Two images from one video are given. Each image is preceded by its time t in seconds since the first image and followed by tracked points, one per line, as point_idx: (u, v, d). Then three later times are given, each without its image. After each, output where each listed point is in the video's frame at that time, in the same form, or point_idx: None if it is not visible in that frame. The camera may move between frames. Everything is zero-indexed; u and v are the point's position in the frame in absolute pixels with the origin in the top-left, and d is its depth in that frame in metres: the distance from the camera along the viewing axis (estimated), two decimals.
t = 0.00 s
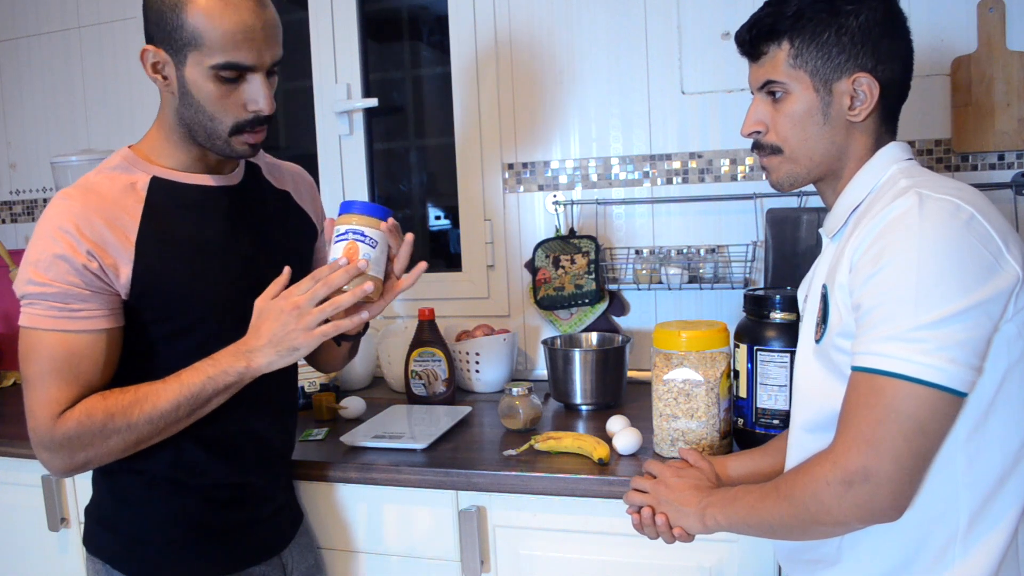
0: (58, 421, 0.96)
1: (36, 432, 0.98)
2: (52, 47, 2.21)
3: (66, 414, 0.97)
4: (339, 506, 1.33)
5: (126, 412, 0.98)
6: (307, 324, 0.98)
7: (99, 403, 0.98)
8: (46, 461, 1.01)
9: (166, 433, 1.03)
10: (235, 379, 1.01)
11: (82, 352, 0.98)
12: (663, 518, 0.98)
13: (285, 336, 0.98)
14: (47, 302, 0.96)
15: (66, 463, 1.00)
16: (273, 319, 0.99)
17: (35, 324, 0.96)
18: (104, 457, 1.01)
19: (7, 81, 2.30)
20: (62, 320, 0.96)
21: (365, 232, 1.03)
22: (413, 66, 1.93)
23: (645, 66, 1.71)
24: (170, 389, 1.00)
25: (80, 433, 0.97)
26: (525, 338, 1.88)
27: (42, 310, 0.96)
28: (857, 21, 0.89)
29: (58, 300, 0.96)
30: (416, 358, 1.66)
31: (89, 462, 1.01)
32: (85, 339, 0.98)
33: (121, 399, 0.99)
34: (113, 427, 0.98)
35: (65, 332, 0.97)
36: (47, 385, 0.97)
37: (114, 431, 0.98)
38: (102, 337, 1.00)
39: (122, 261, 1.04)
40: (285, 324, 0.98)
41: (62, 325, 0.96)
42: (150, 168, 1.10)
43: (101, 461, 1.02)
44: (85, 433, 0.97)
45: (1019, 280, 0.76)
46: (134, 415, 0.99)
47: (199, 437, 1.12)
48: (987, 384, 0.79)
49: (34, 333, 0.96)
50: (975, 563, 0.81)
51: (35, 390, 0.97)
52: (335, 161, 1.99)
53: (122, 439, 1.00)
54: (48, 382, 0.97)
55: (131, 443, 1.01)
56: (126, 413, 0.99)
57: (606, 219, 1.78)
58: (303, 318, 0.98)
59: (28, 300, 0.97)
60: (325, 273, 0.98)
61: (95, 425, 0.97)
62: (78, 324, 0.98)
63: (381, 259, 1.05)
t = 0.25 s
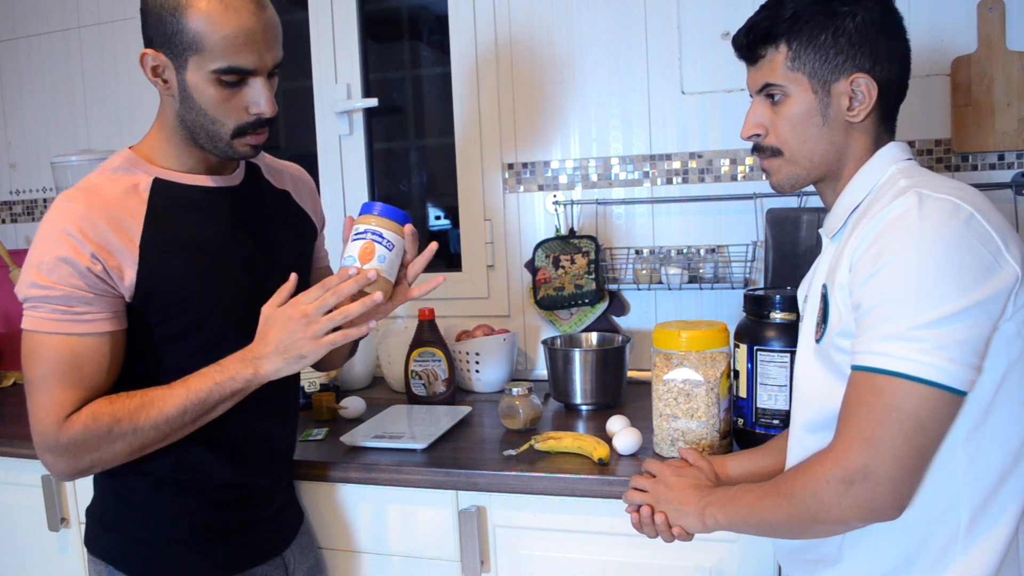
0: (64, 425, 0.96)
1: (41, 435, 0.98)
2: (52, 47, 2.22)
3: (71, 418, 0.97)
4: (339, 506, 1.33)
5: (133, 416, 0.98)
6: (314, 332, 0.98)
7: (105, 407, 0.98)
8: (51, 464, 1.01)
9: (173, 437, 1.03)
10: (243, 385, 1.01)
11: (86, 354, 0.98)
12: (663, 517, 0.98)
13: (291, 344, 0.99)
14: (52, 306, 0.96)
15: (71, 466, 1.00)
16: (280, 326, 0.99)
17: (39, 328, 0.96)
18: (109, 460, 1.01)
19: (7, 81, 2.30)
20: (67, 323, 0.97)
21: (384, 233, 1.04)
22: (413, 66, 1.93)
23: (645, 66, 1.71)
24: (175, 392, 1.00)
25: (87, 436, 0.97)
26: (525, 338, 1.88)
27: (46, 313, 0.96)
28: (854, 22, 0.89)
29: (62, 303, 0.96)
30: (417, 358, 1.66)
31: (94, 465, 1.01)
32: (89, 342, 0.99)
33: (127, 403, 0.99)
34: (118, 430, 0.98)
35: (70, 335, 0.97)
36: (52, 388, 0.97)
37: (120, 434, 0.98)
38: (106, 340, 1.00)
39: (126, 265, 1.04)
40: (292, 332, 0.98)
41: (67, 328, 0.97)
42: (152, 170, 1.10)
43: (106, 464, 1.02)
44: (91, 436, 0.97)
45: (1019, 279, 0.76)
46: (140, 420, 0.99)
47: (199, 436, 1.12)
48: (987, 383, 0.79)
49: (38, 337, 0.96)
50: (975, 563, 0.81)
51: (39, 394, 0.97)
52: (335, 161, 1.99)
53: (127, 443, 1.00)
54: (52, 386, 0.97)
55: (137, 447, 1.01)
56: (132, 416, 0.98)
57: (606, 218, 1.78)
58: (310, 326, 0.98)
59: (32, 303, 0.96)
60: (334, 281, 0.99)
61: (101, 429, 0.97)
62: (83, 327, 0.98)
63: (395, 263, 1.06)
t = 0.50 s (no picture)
0: (66, 424, 0.96)
1: (46, 435, 0.98)
2: (52, 47, 2.22)
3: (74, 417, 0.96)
4: (339, 506, 1.33)
5: (135, 413, 0.98)
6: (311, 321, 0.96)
7: (107, 404, 0.97)
8: (57, 464, 1.01)
9: (177, 433, 1.03)
10: (241, 380, 1.00)
11: (92, 355, 0.98)
12: (663, 517, 0.98)
13: (289, 335, 0.97)
14: (57, 307, 0.96)
15: (77, 465, 1.00)
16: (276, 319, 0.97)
17: (44, 328, 0.96)
18: (114, 458, 1.01)
19: (7, 81, 2.30)
20: (72, 323, 0.97)
21: (393, 233, 1.05)
22: (413, 66, 1.93)
23: (645, 66, 1.71)
24: (178, 388, 1.00)
25: (90, 434, 0.96)
26: (525, 338, 1.88)
27: (51, 314, 0.96)
28: (855, 23, 0.89)
29: (67, 304, 0.96)
30: (417, 358, 1.66)
31: (99, 464, 1.01)
32: (94, 342, 0.99)
33: (130, 400, 0.99)
34: (122, 428, 0.98)
35: (75, 335, 0.97)
36: (57, 388, 0.97)
37: (124, 432, 0.98)
38: (111, 340, 1.00)
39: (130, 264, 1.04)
40: (289, 323, 0.97)
41: (73, 328, 0.97)
42: (155, 170, 1.10)
43: (110, 462, 1.02)
44: (94, 434, 0.97)
45: (1020, 279, 0.76)
46: (142, 416, 0.98)
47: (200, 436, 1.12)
48: (988, 383, 0.79)
49: (43, 337, 0.97)
50: (977, 563, 0.81)
51: (44, 394, 0.97)
52: (335, 161, 1.99)
53: (131, 441, 0.99)
54: (57, 386, 0.97)
55: (140, 444, 1.01)
56: (135, 413, 0.98)
57: (606, 219, 1.78)
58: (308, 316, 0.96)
59: (36, 304, 0.96)
60: (322, 268, 0.96)
61: (105, 427, 0.97)
62: (87, 327, 0.98)
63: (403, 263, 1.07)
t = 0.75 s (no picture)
0: (77, 423, 0.96)
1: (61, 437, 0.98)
2: (52, 47, 2.21)
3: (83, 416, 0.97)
4: (339, 507, 1.33)
5: (143, 406, 0.98)
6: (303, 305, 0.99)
7: (115, 400, 0.97)
8: (74, 464, 1.02)
9: (189, 425, 1.03)
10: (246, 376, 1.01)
11: (99, 354, 0.98)
12: (665, 517, 0.98)
13: (274, 309, 0.99)
14: (63, 307, 0.96)
15: (93, 464, 1.01)
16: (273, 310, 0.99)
17: (52, 330, 0.96)
18: (128, 454, 1.01)
19: (7, 81, 2.30)
20: (78, 323, 0.97)
21: (397, 234, 1.05)
22: (413, 66, 1.93)
23: (645, 66, 1.71)
24: (185, 378, 1.00)
25: (102, 430, 0.97)
26: (525, 338, 1.88)
27: (59, 315, 0.96)
28: (855, 23, 0.89)
29: (73, 304, 0.96)
30: (417, 358, 1.66)
31: (115, 460, 1.01)
32: (101, 340, 0.98)
33: (138, 394, 0.99)
34: (133, 423, 0.98)
35: (81, 335, 0.97)
36: (67, 389, 0.97)
37: (135, 427, 0.98)
38: (119, 337, 1.00)
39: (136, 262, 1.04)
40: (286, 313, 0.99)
41: (77, 328, 0.97)
42: (157, 169, 1.09)
43: (126, 459, 1.02)
44: (106, 430, 0.97)
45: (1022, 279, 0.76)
46: (151, 409, 0.98)
47: (200, 437, 1.12)
48: (990, 384, 0.79)
49: (50, 339, 0.97)
50: (979, 564, 0.81)
51: (56, 395, 0.98)
52: (335, 161, 1.99)
53: (143, 435, 0.99)
54: (67, 387, 0.97)
55: (154, 438, 1.01)
56: (145, 407, 0.98)
57: (606, 219, 1.78)
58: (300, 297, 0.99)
59: (44, 306, 0.97)
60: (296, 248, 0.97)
61: (116, 423, 0.97)
62: (94, 326, 0.97)
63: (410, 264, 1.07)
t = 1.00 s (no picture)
0: (71, 423, 0.96)
1: (48, 433, 0.98)
2: (52, 47, 2.21)
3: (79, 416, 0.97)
4: (339, 507, 1.33)
5: (140, 412, 0.99)
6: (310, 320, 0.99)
7: (113, 403, 0.98)
8: (59, 463, 1.01)
9: (180, 433, 1.03)
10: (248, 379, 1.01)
11: (93, 354, 0.98)
12: (665, 517, 0.98)
13: (288, 329, 0.99)
14: (60, 305, 0.96)
15: (79, 465, 1.00)
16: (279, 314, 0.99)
17: (48, 327, 0.96)
18: (117, 458, 1.01)
19: (7, 81, 2.30)
20: (75, 322, 0.96)
21: (384, 233, 1.03)
22: (413, 66, 1.93)
23: (645, 66, 1.71)
24: (182, 387, 1.00)
25: (96, 433, 0.97)
26: (525, 338, 1.88)
27: (55, 312, 0.96)
28: (857, 22, 0.89)
29: (71, 302, 0.96)
30: (416, 358, 1.66)
31: (102, 463, 1.01)
32: (97, 341, 0.98)
33: (136, 400, 0.99)
34: (127, 428, 0.98)
35: (77, 334, 0.97)
36: (59, 388, 0.97)
37: (128, 431, 0.98)
38: (112, 340, 1.00)
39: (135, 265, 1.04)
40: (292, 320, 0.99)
41: (74, 327, 0.96)
42: (163, 171, 1.10)
43: (113, 462, 1.02)
44: (98, 433, 0.97)
45: None
46: (147, 416, 0.99)
47: (201, 437, 1.12)
48: (993, 384, 0.79)
49: (46, 336, 0.96)
50: (981, 565, 0.81)
51: (46, 393, 0.97)
52: (335, 161, 1.99)
53: (135, 440, 1.00)
54: (59, 385, 0.97)
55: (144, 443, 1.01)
56: (140, 413, 0.99)
57: (606, 219, 1.78)
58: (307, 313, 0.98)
59: (40, 302, 0.96)
60: (330, 269, 0.98)
61: (110, 426, 0.97)
62: (93, 326, 0.97)
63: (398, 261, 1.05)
